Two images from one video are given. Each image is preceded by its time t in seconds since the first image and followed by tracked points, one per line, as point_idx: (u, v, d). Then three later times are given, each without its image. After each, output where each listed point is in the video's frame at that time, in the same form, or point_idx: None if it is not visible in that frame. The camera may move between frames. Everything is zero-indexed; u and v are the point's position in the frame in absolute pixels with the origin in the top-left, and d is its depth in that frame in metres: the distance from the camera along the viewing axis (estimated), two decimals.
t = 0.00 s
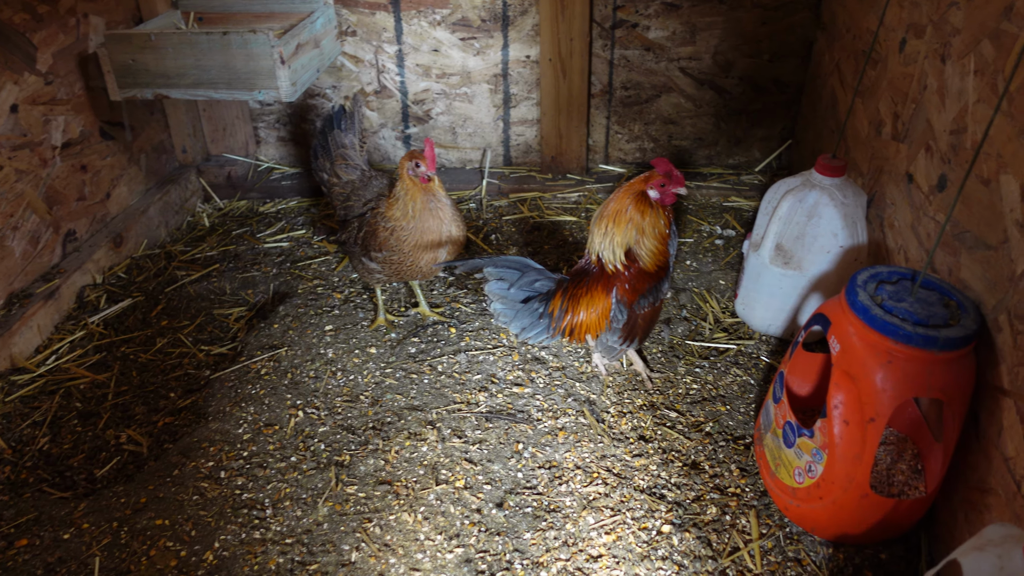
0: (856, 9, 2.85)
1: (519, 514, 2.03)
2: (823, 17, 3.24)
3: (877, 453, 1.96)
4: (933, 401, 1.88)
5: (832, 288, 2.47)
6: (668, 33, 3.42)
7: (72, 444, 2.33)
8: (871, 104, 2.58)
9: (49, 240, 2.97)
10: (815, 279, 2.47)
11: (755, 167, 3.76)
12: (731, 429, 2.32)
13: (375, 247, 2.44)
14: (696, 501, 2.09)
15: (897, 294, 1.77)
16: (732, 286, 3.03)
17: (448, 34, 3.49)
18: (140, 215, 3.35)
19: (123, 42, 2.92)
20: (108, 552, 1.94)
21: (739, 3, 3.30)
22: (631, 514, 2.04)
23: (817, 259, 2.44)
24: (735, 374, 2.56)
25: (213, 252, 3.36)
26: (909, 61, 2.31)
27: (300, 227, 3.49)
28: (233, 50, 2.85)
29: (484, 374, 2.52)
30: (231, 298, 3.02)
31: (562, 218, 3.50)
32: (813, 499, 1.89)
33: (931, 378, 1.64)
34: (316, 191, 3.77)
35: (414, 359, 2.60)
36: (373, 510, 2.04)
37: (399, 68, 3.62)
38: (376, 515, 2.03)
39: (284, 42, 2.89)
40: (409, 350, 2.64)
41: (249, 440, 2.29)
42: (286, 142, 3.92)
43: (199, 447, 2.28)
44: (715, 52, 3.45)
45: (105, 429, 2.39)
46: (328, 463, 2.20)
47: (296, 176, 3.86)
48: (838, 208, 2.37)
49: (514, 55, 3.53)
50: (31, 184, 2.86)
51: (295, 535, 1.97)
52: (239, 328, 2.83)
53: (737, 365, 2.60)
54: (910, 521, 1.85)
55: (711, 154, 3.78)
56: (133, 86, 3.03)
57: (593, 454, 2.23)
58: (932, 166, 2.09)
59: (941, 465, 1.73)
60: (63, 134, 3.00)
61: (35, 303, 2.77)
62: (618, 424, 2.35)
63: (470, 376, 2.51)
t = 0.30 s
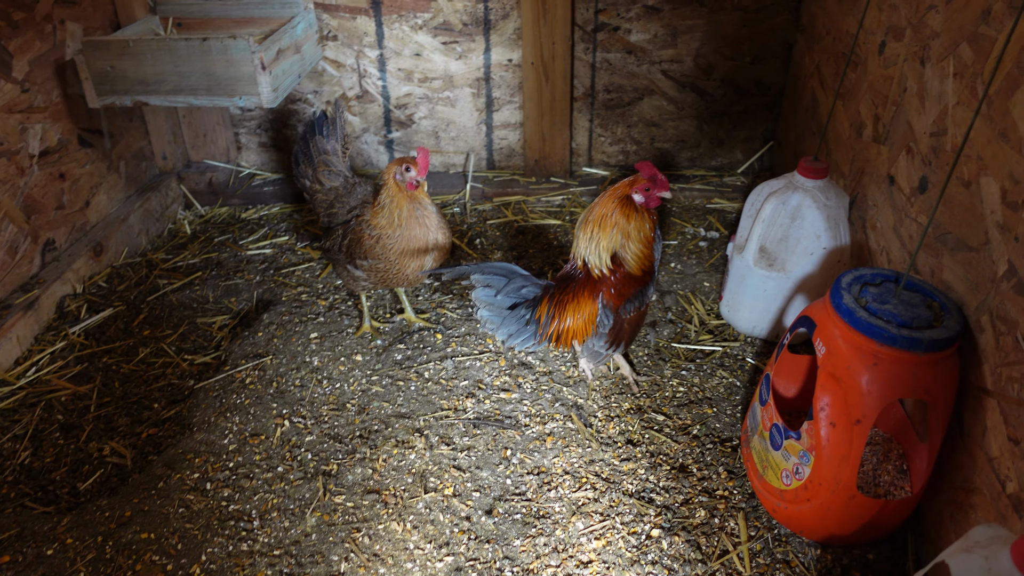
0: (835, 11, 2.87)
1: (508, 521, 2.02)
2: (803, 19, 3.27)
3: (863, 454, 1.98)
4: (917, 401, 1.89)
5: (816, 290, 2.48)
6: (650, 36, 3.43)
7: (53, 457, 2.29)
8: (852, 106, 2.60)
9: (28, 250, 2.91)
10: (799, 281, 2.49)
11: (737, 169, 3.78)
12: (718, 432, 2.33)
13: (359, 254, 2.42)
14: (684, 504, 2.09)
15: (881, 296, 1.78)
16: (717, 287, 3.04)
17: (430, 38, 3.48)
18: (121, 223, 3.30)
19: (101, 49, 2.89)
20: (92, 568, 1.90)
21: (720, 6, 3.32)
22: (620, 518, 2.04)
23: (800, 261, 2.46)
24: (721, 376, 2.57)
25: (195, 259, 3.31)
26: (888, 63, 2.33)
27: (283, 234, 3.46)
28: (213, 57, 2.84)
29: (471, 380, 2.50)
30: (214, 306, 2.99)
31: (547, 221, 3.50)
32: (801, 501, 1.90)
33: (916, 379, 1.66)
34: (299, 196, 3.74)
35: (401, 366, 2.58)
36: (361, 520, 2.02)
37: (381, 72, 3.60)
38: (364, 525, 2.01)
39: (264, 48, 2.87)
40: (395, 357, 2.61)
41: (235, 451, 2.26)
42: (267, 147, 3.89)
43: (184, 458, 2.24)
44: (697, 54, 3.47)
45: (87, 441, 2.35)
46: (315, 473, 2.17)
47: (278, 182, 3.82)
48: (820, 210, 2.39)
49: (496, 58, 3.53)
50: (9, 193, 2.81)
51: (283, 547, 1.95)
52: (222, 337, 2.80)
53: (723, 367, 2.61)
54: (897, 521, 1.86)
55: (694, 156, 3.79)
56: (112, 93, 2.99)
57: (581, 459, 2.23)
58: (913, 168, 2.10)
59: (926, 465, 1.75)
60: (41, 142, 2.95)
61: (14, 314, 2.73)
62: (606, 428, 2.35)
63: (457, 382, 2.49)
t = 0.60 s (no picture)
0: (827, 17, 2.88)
1: (506, 530, 2.01)
2: (794, 24, 3.28)
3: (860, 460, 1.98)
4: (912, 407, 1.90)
5: (810, 294, 2.49)
6: (642, 40, 3.43)
7: (47, 469, 2.27)
8: (845, 112, 2.61)
9: (19, 259, 2.89)
10: (794, 286, 2.50)
11: (730, 172, 3.79)
12: (714, 438, 2.34)
13: (354, 262, 2.41)
14: (681, 511, 2.09)
15: (877, 303, 1.80)
16: (711, 292, 3.05)
17: (422, 43, 3.47)
18: (112, 231, 3.28)
19: (92, 57, 2.87)
20: None
21: (711, 11, 3.33)
22: (618, 526, 2.04)
23: (794, 266, 2.47)
24: (716, 382, 2.58)
25: (188, 266, 3.29)
26: (881, 69, 2.34)
27: (275, 240, 3.44)
28: (205, 64, 2.83)
29: (467, 388, 2.46)
30: (207, 314, 2.97)
31: (540, 226, 3.50)
32: (797, 507, 1.90)
33: (912, 386, 1.67)
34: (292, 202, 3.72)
35: (396, 374, 2.53)
36: (359, 530, 2.00)
37: (373, 78, 3.59)
38: (362, 535, 1.98)
39: (256, 55, 2.86)
40: (390, 365, 2.57)
41: (230, 462, 2.22)
42: (259, 153, 3.87)
43: (179, 469, 2.20)
44: (689, 59, 3.48)
45: (80, 452, 2.33)
46: (311, 483, 2.14)
47: (270, 188, 3.81)
48: (814, 215, 2.40)
49: (488, 63, 3.53)
50: None
51: (280, 558, 1.93)
52: (216, 345, 2.78)
53: (718, 372, 2.62)
54: (893, 527, 1.87)
55: (687, 160, 3.80)
56: (102, 100, 2.98)
57: (579, 467, 2.22)
58: (907, 175, 2.12)
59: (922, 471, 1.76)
60: (31, 150, 2.92)
61: (6, 323, 2.70)
62: (602, 435, 2.34)
63: (453, 391, 2.46)
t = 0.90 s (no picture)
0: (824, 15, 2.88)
1: (503, 532, 1.99)
2: (791, 22, 3.27)
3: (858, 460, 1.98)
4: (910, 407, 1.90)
5: (808, 294, 2.49)
6: (638, 40, 3.42)
7: (40, 472, 2.25)
8: (842, 111, 2.61)
9: (12, 261, 2.86)
10: (791, 286, 2.49)
11: (727, 171, 3.78)
12: (712, 439, 2.33)
13: (350, 263, 2.40)
14: (680, 512, 2.08)
15: (875, 303, 1.79)
16: (708, 292, 3.04)
17: (417, 43, 3.46)
18: (106, 232, 3.25)
19: (85, 57, 2.85)
20: None
21: (708, 10, 3.32)
22: (615, 528, 2.02)
23: (792, 266, 2.46)
24: (714, 382, 2.57)
25: (182, 268, 3.26)
26: (878, 68, 2.34)
27: (271, 241, 3.42)
28: (199, 64, 2.82)
29: (464, 389, 2.45)
30: (202, 316, 2.94)
31: (537, 226, 3.48)
32: (796, 508, 1.89)
33: (910, 386, 1.67)
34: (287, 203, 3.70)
35: (392, 376, 2.51)
36: (355, 533, 1.98)
37: (368, 77, 3.58)
38: (358, 538, 1.96)
39: (251, 55, 2.85)
40: (386, 366, 2.55)
41: (225, 464, 2.19)
42: (253, 154, 3.85)
43: (174, 472, 2.18)
44: (685, 58, 3.47)
45: (74, 456, 2.31)
46: (307, 485, 2.12)
47: (265, 188, 3.79)
48: (812, 215, 2.39)
49: (484, 63, 3.52)
50: None
51: (276, 562, 1.91)
52: (211, 346, 2.76)
53: (716, 372, 2.61)
54: (891, 528, 1.86)
55: (683, 160, 3.79)
56: (96, 101, 2.96)
57: (576, 468, 2.20)
58: (904, 174, 2.11)
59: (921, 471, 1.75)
60: (24, 151, 2.90)
61: None
62: (600, 436, 2.33)
63: (449, 392, 2.44)
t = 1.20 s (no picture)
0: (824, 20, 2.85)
1: (500, 550, 1.95)
2: (790, 27, 3.24)
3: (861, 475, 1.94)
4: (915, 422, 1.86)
5: (809, 304, 2.45)
6: (636, 44, 3.39)
7: (28, 488, 2.21)
8: (843, 117, 2.58)
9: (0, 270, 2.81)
10: (792, 295, 2.46)
11: (726, 177, 3.75)
12: (712, 451, 2.30)
13: (345, 274, 2.35)
14: (680, 528, 2.04)
15: (878, 316, 1.76)
16: (708, 300, 3.01)
17: (413, 47, 3.43)
18: (98, 239, 3.21)
19: (75, 62, 2.80)
20: None
21: (706, 15, 3.29)
22: (615, 545, 1.99)
23: (793, 275, 2.43)
24: (713, 393, 2.54)
25: (175, 275, 3.22)
26: (879, 75, 2.30)
27: (264, 248, 3.38)
28: (191, 69, 2.78)
29: (460, 401, 2.41)
30: (194, 325, 2.90)
31: (534, 233, 3.44)
32: (798, 525, 1.86)
33: (916, 402, 1.63)
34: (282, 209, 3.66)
35: (387, 388, 2.47)
36: (348, 551, 1.93)
37: (363, 82, 3.54)
38: (352, 557, 1.91)
39: (244, 60, 2.81)
40: (381, 378, 2.51)
41: (217, 479, 2.15)
42: (247, 159, 3.82)
43: (164, 488, 2.14)
44: (684, 63, 3.44)
45: (63, 470, 2.26)
46: (300, 501, 2.07)
47: (259, 194, 3.76)
48: (813, 223, 2.36)
49: (480, 68, 3.48)
50: None
51: None
52: (204, 357, 2.72)
53: (716, 383, 2.58)
54: (895, 545, 1.83)
55: (682, 165, 3.76)
56: (86, 107, 2.91)
57: (574, 482, 2.16)
58: (907, 183, 2.08)
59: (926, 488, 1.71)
60: (12, 158, 2.85)
61: None
62: (598, 449, 2.29)
63: (445, 404, 2.40)
